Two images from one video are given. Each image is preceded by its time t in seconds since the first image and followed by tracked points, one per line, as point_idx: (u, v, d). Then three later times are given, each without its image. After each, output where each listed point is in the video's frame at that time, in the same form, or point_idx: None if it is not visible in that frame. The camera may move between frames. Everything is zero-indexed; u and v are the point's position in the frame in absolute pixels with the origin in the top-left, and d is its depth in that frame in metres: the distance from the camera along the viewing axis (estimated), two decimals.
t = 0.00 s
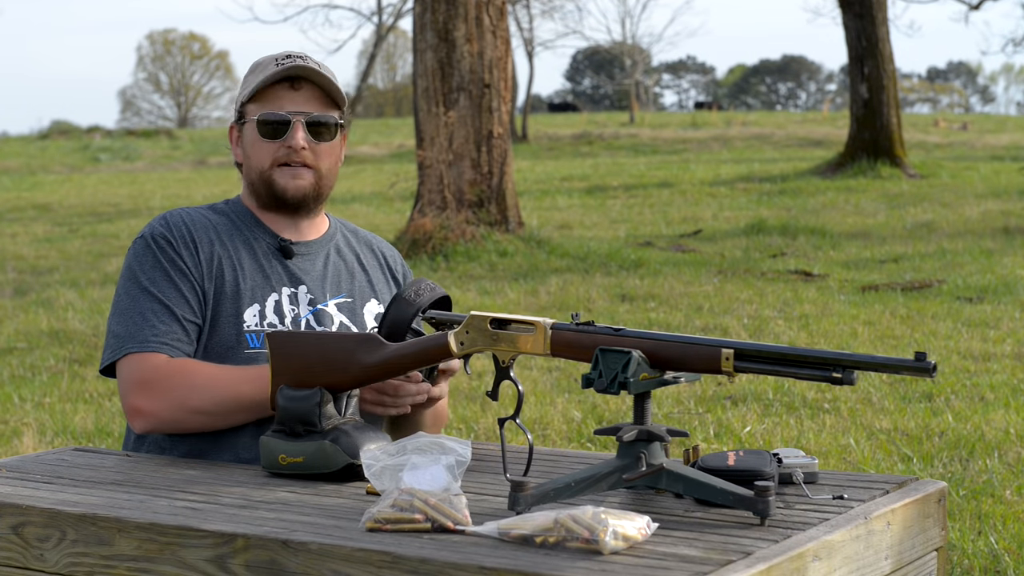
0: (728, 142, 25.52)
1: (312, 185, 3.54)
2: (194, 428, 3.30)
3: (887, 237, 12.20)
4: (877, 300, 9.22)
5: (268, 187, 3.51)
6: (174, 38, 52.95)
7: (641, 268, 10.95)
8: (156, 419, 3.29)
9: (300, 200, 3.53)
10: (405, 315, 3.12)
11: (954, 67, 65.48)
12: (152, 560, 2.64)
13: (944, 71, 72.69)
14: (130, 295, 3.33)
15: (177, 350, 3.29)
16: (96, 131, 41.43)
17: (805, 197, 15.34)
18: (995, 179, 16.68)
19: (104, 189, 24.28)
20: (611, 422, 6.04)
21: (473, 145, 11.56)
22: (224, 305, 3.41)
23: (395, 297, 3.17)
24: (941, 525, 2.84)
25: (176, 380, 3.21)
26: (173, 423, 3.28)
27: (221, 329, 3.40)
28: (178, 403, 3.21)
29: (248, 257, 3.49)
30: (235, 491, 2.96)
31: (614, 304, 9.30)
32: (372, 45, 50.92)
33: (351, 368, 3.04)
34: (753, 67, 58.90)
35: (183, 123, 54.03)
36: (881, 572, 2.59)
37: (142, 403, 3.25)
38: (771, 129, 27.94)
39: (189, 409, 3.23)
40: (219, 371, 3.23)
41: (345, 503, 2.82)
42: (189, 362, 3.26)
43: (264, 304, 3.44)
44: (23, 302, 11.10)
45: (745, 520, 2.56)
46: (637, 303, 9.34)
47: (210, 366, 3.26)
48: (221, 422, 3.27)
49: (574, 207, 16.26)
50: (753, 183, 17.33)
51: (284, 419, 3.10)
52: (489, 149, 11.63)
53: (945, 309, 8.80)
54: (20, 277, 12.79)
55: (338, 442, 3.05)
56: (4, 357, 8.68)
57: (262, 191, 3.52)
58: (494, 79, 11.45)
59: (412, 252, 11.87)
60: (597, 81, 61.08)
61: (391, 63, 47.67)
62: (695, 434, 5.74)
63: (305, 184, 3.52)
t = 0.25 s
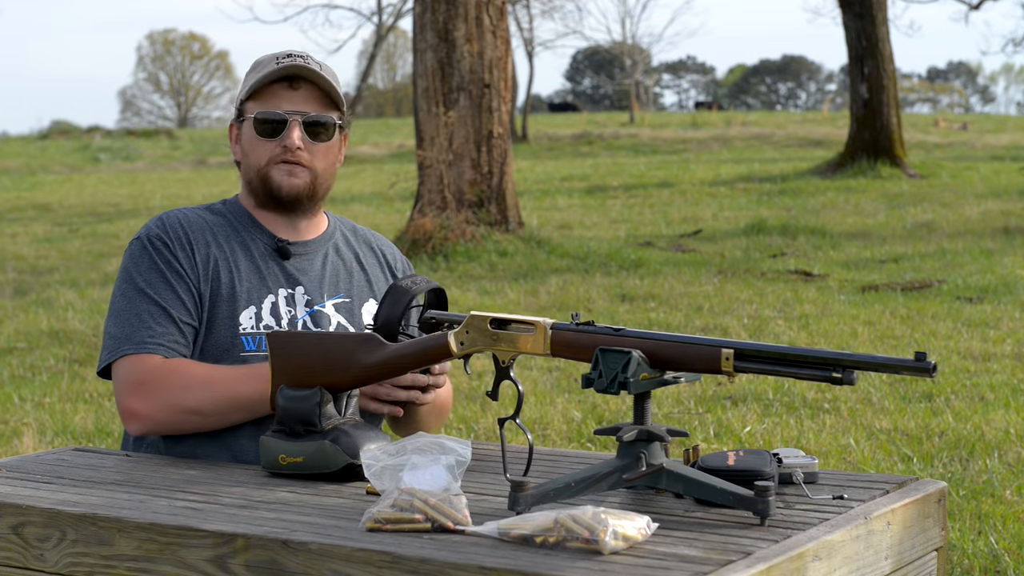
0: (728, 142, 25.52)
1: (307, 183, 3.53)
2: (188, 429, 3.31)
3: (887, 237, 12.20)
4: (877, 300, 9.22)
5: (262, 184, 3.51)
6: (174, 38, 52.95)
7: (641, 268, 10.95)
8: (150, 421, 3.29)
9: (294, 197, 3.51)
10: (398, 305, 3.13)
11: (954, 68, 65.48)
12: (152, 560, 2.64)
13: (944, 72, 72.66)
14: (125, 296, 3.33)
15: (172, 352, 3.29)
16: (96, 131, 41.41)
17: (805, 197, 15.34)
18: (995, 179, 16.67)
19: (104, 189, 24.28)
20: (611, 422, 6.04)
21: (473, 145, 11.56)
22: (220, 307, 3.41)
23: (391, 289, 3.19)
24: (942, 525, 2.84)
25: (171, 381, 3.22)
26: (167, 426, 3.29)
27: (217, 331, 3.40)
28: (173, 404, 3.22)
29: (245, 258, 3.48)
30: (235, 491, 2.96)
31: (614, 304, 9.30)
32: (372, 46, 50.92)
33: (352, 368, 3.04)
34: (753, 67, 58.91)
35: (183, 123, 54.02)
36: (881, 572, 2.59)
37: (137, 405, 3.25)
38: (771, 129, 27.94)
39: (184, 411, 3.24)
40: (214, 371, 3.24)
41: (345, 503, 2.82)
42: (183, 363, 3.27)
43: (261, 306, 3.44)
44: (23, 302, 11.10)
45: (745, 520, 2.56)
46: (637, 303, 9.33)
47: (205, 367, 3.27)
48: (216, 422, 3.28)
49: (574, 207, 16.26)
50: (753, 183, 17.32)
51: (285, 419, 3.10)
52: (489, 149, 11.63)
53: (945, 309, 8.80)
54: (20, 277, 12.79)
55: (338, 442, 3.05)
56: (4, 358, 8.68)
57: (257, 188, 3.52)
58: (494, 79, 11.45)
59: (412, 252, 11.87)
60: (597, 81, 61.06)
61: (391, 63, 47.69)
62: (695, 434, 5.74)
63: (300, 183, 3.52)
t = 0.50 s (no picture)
0: (728, 142, 25.52)
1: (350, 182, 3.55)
2: (186, 435, 3.33)
3: (887, 237, 12.21)
4: (877, 300, 9.22)
5: (313, 187, 3.48)
6: (174, 38, 52.97)
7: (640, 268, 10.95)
8: (147, 428, 3.31)
9: (343, 196, 3.53)
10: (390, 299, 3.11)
11: (954, 68, 65.50)
12: (152, 560, 2.64)
13: (944, 72, 72.59)
14: (123, 302, 3.33)
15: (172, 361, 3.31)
16: (96, 131, 41.41)
17: (805, 197, 15.34)
18: (995, 179, 16.67)
19: (104, 189, 24.29)
20: (611, 422, 6.05)
21: (473, 145, 11.56)
22: (221, 313, 3.41)
23: (377, 288, 3.16)
24: (941, 525, 2.84)
25: (168, 389, 3.23)
26: (165, 431, 3.31)
27: (217, 337, 3.41)
28: (171, 411, 3.24)
29: (246, 262, 3.48)
30: (235, 491, 2.96)
31: (614, 304, 9.30)
32: (372, 46, 50.92)
33: (352, 368, 3.03)
34: (753, 67, 58.93)
35: (183, 123, 54.02)
36: (881, 571, 2.59)
37: (134, 412, 3.27)
38: (771, 130, 27.94)
39: (182, 418, 3.26)
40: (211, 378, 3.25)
41: (345, 503, 2.82)
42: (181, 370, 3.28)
43: (261, 311, 3.44)
44: (23, 302, 11.10)
45: (744, 519, 2.56)
46: (637, 303, 9.34)
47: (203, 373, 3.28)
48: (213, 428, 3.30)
49: (574, 207, 16.26)
50: (753, 183, 17.33)
51: (285, 419, 3.10)
52: (489, 149, 11.63)
53: (945, 309, 8.80)
54: (20, 277, 12.79)
55: (338, 442, 3.06)
56: (4, 358, 8.68)
57: (306, 191, 3.49)
58: (494, 79, 11.45)
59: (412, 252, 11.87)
60: (597, 81, 61.06)
61: (390, 64, 47.75)
62: (695, 434, 5.74)
63: (348, 181, 3.53)
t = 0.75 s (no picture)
0: (728, 142, 25.52)
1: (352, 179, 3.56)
2: (178, 436, 3.34)
3: (887, 237, 12.20)
4: (877, 300, 9.22)
5: (314, 187, 3.49)
6: (174, 38, 52.99)
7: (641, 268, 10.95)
8: (140, 429, 3.33)
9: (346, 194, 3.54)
10: (374, 282, 3.09)
11: (953, 68, 65.50)
12: (152, 560, 2.64)
13: (944, 72, 72.56)
14: (119, 306, 3.33)
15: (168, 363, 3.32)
16: (96, 131, 41.40)
17: (805, 197, 15.34)
18: (995, 179, 16.67)
19: (103, 189, 24.29)
20: (611, 422, 6.04)
21: (473, 145, 11.56)
22: (221, 315, 3.42)
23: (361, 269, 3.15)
24: (941, 525, 2.84)
25: (157, 390, 3.25)
26: (156, 434, 3.33)
27: (217, 339, 3.42)
28: (162, 412, 3.26)
29: (247, 263, 3.48)
30: (235, 491, 2.96)
31: (614, 304, 9.30)
32: (372, 46, 50.91)
33: (352, 368, 3.03)
34: (753, 68, 58.96)
35: (182, 123, 54.02)
36: (881, 571, 2.59)
37: (126, 415, 3.29)
38: (772, 129, 27.93)
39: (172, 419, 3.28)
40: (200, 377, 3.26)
41: (345, 503, 2.82)
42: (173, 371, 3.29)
43: (262, 313, 3.44)
44: (23, 302, 11.10)
45: (744, 520, 2.56)
46: (637, 303, 9.34)
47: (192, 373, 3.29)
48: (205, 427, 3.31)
49: (574, 207, 16.26)
50: (753, 183, 17.33)
51: (285, 419, 3.10)
52: (489, 149, 11.63)
53: (945, 309, 8.80)
54: (20, 277, 12.79)
55: (338, 442, 3.08)
56: (4, 358, 8.68)
57: (307, 191, 3.50)
58: (494, 79, 11.45)
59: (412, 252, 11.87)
60: (597, 81, 61.04)
61: (390, 64, 47.75)
62: (695, 434, 5.74)
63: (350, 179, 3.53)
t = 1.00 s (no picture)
0: (728, 142, 25.52)
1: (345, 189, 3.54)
2: (147, 419, 3.31)
3: (887, 237, 12.20)
4: (877, 300, 9.22)
5: (303, 193, 3.48)
6: (174, 38, 53.00)
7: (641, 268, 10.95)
8: (109, 418, 3.30)
9: (336, 204, 3.52)
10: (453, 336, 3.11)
11: (953, 67, 65.48)
12: (152, 560, 2.64)
13: (944, 72, 72.57)
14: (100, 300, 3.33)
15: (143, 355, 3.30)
16: (96, 130, 41.38)
17: (805, 197, 15.34)
18: (995, 179, 16.67)
19: (104, 189, 24.29)
20: (611, 422, 6.04)
21: (473, 145, 11.56)
22: (213, 314, 3.42)
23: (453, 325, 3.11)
24: (941, 525, 2.84)
25: (121, 378, 3.23)
26: (122, 421, 3.30)
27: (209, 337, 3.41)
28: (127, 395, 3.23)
29: (242, 262, 3.47)
30: (235, 491, 2.96)
31: (614, 304, 9.30)
32: (372, 46, 50.91)
33: (351, 368, 3.05)
34: (753, 68, 58.97)
35: (183, 123, 54.05)
36: (881, 572, 2.59)
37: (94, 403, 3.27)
38: (772, 129, 27.93)
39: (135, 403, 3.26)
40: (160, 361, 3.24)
41: (345, 503, 2.82)
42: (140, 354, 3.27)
43: (257, 312, 3.44)
44: (23, 302, 11.10)
45: (745, 519, 2.56)
46: (637, 303, 9.34)
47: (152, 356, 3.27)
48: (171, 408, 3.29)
49: (574, 207, 16.26)
50: (753, 183, 17.33)
51: (285, 419, 3.11)
52: (489, 149, 11.63)
53: (945, 309, 8.80)
54: (20, 277, 12.79)
55: (338, 442, 3.05)
56: (4, 358, 8.68)
57: (296, 196, 3.49)
58: (494, 79, 11.45)
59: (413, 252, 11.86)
60: (597, 81, 61.03)
61: (390, 64, 47.75)
62: (695, 434, 5.74)
63: (341, 189, 3.51)
